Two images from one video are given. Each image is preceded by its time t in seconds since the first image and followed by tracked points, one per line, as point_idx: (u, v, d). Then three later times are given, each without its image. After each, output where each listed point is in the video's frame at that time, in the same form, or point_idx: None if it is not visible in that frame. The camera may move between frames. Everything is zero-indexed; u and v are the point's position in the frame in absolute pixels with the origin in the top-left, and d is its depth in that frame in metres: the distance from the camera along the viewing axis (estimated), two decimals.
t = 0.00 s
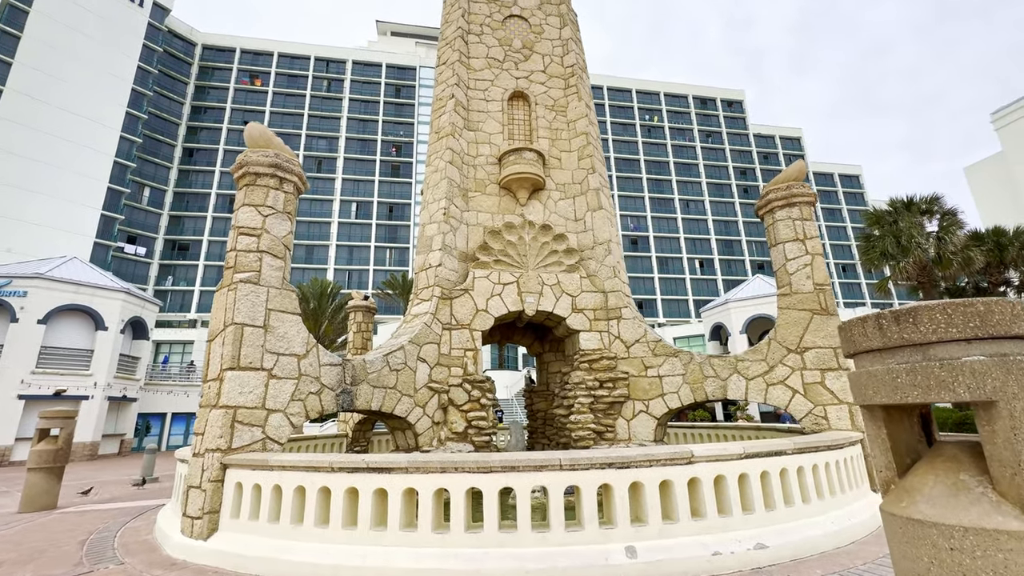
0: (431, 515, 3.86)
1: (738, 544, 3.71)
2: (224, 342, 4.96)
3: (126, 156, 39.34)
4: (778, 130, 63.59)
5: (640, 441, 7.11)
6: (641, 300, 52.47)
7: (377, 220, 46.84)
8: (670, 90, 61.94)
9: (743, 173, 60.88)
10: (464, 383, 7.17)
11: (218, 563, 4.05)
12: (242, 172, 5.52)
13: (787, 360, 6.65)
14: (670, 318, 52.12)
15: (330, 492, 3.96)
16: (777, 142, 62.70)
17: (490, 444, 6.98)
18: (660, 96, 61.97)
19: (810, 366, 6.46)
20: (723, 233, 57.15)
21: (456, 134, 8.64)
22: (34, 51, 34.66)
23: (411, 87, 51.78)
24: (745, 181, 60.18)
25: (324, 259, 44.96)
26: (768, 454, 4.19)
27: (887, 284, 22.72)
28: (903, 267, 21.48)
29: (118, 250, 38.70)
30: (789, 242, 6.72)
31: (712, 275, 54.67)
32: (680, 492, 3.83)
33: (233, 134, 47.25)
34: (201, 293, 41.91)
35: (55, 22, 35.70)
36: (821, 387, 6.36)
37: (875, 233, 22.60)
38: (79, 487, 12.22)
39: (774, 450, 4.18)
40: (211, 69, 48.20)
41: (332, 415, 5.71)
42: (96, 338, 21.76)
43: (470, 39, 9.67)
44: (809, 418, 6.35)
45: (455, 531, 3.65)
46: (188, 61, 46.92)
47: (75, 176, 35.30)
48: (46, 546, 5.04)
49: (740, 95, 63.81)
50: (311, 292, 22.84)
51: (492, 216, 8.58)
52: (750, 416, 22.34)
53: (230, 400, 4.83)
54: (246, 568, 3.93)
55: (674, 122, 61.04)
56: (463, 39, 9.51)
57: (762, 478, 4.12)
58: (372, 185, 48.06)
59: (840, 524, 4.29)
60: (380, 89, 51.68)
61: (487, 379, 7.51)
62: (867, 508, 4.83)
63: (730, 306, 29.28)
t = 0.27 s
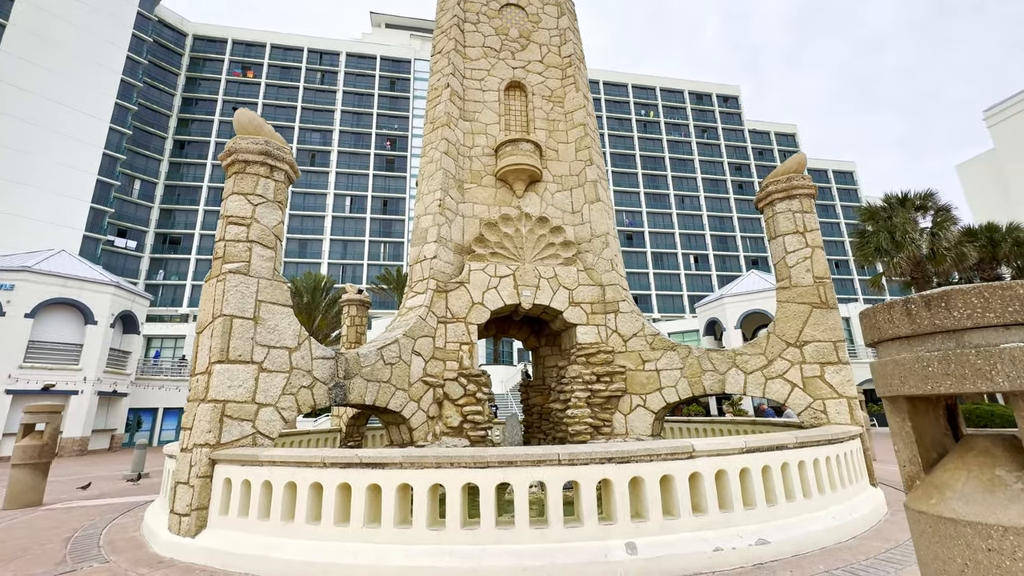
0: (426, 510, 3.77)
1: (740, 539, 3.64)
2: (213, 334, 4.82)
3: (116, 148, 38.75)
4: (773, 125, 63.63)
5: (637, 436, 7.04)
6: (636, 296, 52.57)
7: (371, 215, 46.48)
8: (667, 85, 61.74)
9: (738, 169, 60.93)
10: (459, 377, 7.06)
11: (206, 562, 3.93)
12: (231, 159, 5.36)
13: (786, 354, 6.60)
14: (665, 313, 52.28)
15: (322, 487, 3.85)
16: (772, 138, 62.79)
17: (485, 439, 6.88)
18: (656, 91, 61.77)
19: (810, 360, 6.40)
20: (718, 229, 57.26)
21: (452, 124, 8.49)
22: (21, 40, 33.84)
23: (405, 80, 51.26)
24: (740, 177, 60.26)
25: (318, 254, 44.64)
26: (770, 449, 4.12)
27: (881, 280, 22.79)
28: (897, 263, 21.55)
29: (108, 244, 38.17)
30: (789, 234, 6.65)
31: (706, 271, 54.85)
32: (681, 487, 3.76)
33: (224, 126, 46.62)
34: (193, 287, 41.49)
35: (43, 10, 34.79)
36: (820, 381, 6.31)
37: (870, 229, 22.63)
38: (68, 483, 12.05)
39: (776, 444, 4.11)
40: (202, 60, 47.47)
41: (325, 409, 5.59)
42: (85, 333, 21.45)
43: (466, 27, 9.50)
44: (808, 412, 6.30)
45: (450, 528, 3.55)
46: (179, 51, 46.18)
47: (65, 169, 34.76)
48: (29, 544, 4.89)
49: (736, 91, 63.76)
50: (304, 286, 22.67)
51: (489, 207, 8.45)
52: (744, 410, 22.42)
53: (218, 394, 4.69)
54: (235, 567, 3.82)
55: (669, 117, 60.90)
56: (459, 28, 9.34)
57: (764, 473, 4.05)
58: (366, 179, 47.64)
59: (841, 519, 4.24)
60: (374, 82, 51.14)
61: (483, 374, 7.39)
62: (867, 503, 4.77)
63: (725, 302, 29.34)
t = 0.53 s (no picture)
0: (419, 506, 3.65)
1: (743, 536, 3.54)
2: (199, 325, 4.66)
3: (107, 140, 38.18)
4: (770, 120, 63.52)
5: (635, 429, 6.94)
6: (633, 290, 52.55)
7: (367, 208, 46.12)
8: (664, 79, 61.42)
9: (734, 164, 60.84)
10: (454, 370, 6.93)
11: (191, 560, 3.79)
12: (217, 144, 5.16)
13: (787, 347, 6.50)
14: (661, 308, 52.34)
15: (312, 483, 3.71)
16: (769, 133, 62.71)
17: (481, 433, 6.76)
18: (654, 85, 61.46)
19: (811, 352, 6.31)
20: (714, 224, 57.26)
21: (447, 112, 8.29)
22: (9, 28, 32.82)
23: (401, 72, 50.74)
24: (737, 172, 60.20)
25: (313, 247, 44.32)
26: (772, 442, 4.02)
27: (877, 274, 22.77)
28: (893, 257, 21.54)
29: (99, 237, 37.68)
30: (790, 225, 6.54)
31: (702, 266, 54.88)
32: (683, 482, 3.65)
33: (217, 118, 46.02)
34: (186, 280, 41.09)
35: None
36: (821, 373, 6.22)
37: (867, 223, 22.58)
38: (58, 478, 11.86)
39: (779, 439, 4.01)
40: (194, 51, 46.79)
41: (316, 402, 5.44)
42: (76, 326, 21.16)
43: (462, 14, 9.29)
44: (809, 405, 6.21)
45: (444, 524, 3.43)
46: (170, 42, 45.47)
47: (56, 160, 34.34)
48: (9, 541, 4.73)
49: (733, 85, 63.55)
50: (299, 280, 22.50)
51: (485, 198, 8.30)
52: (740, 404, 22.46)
53: (204, 387, 4.53)
54: (221, 567, 3.67)
55: (667, 111, 60.66)
56: (455, 14, 9.13)
57: (767, 467, 3.95)
58: (362, 172, 47.21)
59: (845, 514, 4.15)
60: (370, 74, 50.58)
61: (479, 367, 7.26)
62: (871, 498, 4.68)
63: (722, 296, 29.32)
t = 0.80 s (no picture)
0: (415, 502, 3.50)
1: (751, 532, 3.40)
2: (185, 315, 4.49)
3: (100, 131, 37.67)
4: (770, 113, 63.13)
5: (635, 422, 6.81)
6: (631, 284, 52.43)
7: (364, 201, 45.76)
8: (663, 71, 60.91)
9: (734, 157, 60.52)
10: (451, 363, 6.77)
11: (176, 559, 3.64)
12: (205, 127, 4.96)
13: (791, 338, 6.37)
14: (659, 302, 52.29)
15: (303, 479, 3.55)
16: (769, 126, 62.36)
17: (479, 427, 6.60)
18: (653, 77, 60.94)
19: (817, 344, 6.17)
20: (713, 217, 57.08)
21: (444, 98, 8.07)
22: None
23: (398, 64, 50.16)
24: (736, 165, 59.89)
25: (310, 240, 44.04)
26: (780, 436, 3.89)
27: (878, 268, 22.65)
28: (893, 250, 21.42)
29: (93, 229, 37.30)
30: (797, 214, 6.38)
31: (701, 259, 54.77)
32: (688, 476, 3.51)
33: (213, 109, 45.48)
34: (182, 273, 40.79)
35: None
36: (827, 365, 6.09)
37: (867, 216, 22.43)
38: (51, 471, 11.71)
39: (787, 431, 3.88)
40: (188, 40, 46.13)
41: (309, 394, 5.28)
42: (70, 319, 20.91)
43: None
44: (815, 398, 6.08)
45: (440, 521, 3.28)
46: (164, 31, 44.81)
47: (48, 152, 33.71)
48: None
49: (733, 77, 63.07)
50: (295, 272, 22.28)
51: (483, 186, 8.10)
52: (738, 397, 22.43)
53: (190, 378, 4.36)
54: (207, 565, 3.52)
55: (666, 104, 60.20)
56: None
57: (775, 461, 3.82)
58: (359, 164, 46.77)
59: (854, 509, 4.02)
60: (366, 65, 49.98)
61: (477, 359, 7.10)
62: (879, 493, 4.56)
63: (721, 290, 29.20)
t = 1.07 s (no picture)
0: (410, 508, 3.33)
1: (763, 539, 3.24)
2: (170, 311, 4.30)
3: (97, 123, 37.31)
4: (772, 105, 62.55)
5: (638, 420, 6.65)
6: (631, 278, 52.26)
7: (363, 194, 45.45)
8: (665, 62, 60.29)
9: (735, 150, 60.02)
10: (449, 359, 6.60)
11: (161, 566, 3.48)
12: (191, 114, 4.74)
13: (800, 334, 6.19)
14: (660, 295, 52.16)
15: (293, 483, 3.38)
16: (771, 118, 61.81)
17: (478, 425, 6.44)
18: (655, 69, 60.30)
19: (826, 340, 5.99)
20: (714, 211, 56.77)
21: (442, 86, 7.83)
22: None
23: (397, 55, 49.60)
24: (738, 158, 59.44)
25: (309, 234, 43.84)
26: (791, 438, 3.71)
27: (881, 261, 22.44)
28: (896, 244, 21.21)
29: (91, 222, 37.07)
30: (806, 206, 6.18)
31: (702, 253, 54.55)
32: (696, 481, 3.34)
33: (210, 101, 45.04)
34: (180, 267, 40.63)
35: None
36: (836, 362, 5.92)
37: (871, 209, 22.19)
38: (47, 466, 11.62)
39: (798, 432, 3.71)
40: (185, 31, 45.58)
41: (301, 392, 5.10)
42: (66, 313, 20.73)
43: None
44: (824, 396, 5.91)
45: (435, 528, 3.12)
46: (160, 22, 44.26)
47: (43, 144, 33.36)
48: None
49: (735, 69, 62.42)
50: (293, 265, 22.00)
51: (481, 178, 7.89)
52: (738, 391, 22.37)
53: (176, 377, 4.18)
54: (191, 573, 3.37)
55: (668, 96, 59.62)
56: None
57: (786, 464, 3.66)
58: (358, 157, 46.38)
59: (867, 513, 3.86)
60: (365, 56, 49.42)
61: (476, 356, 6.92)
62: (892, 496, 4.40)
63: (722, 283, 28.98)
